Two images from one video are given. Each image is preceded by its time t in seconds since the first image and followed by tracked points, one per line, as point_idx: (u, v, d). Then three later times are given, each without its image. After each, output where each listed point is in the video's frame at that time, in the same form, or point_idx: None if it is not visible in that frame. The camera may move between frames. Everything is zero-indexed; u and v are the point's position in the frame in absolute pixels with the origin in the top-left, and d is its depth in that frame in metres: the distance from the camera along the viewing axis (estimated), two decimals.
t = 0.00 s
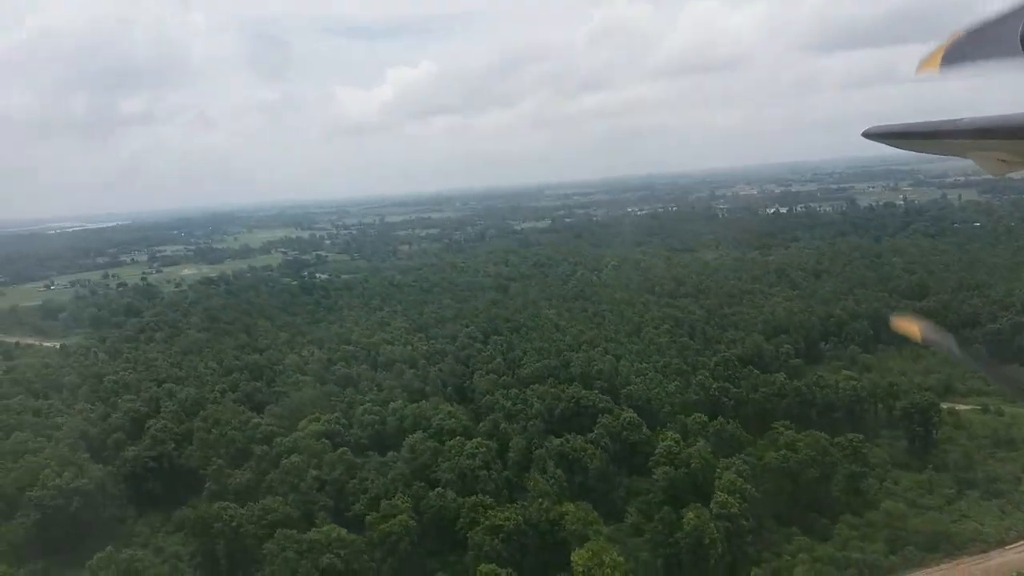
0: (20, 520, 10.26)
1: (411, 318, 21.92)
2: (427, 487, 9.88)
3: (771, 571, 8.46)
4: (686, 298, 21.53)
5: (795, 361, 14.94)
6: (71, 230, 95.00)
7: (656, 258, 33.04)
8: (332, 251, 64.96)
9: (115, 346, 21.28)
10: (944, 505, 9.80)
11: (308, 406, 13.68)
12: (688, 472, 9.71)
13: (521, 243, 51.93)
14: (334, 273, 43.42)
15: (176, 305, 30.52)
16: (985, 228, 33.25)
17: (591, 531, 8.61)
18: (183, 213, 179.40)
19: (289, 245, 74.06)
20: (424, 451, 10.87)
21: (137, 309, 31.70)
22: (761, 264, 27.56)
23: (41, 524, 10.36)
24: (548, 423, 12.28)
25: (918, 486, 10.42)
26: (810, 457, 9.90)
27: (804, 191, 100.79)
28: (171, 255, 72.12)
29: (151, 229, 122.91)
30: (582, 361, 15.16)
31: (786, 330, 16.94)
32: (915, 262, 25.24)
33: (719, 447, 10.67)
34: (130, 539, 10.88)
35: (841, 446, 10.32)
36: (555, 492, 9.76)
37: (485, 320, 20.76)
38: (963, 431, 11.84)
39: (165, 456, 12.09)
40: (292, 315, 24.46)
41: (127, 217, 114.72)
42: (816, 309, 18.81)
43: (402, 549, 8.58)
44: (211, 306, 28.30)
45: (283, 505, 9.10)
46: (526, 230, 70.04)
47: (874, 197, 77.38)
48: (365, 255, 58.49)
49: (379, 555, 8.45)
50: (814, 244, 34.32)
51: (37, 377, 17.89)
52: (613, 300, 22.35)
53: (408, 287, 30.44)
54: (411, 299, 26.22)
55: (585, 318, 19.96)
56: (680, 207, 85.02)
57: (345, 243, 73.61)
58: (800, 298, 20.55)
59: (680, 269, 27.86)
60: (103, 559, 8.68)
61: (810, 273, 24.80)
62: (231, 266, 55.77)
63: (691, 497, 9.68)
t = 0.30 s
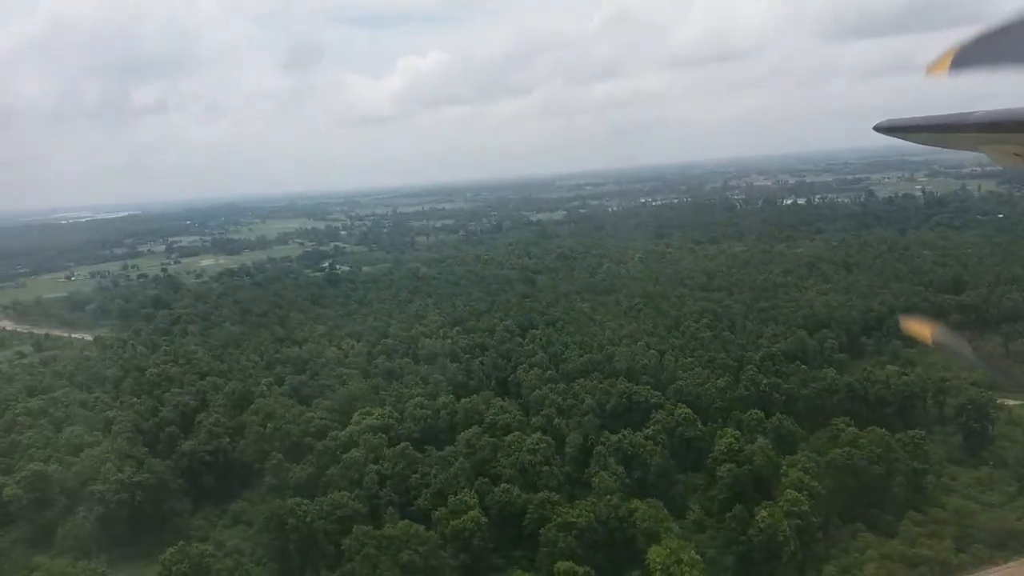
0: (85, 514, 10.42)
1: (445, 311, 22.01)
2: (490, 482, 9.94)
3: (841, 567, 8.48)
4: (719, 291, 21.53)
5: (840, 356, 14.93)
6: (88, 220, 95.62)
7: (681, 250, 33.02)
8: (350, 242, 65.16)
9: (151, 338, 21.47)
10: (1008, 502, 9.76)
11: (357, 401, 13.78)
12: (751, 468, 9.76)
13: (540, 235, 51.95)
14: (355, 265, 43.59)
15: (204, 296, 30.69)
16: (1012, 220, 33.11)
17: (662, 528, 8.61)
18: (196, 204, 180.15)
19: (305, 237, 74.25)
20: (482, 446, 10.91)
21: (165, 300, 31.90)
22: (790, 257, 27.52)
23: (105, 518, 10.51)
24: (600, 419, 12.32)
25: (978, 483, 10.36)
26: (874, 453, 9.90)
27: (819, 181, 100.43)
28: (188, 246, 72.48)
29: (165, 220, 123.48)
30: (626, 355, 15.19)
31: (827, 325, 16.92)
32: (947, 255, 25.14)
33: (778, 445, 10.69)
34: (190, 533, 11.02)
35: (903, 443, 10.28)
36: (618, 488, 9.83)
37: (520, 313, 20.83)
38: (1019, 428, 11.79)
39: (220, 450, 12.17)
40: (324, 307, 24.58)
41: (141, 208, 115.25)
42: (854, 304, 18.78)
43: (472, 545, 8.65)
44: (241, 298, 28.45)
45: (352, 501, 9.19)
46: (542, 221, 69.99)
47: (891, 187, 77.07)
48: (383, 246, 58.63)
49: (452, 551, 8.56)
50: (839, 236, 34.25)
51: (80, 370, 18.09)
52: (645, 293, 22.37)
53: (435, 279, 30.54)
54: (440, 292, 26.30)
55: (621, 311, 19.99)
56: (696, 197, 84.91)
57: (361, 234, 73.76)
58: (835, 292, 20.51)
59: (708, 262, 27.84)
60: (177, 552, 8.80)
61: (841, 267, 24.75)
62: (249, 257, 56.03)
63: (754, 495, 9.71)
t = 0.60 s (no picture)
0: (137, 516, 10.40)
1: (466, 310, 22.01)
2: (543, 483, 9.98)
3: (903, 569, 8.54)
4: (740, 290, 21.62)
5: (872, 356, 15.03)
6: (85, 215, 95.21)
7: (693, 248, 33.08)
8: (352, 239, 65.08)
9: (172, 336, 21.41)
10: None
11: (394, 402, 13.79)
12: (805, 470, 9.84)
13: (545, 231, 51.94)
14: (362, 262, 43.55)
15: (216, 294, 30.59)
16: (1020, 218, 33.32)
17: (725, 530, 8.67)
18: (191, 199, 179.51)
19: (306, 233, 73.98)
20: (531, 446, 10.95)
21: (177, 297, 31.77)
22: (804, 255, 27.62)
23: (156, 520, 10.50)
24: (641, 419, 12.39)
25: None
26: (927, 455, 9.89)
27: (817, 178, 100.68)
28: (189, 242, 72.26)
29: (162, 216, 122.98)
30: (658, 354, 15.24)
31: (854, 325, 17.03)
32: (963, 254, 25.28)
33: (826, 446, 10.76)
34: (236, 534, 11.08)
35: (952, 444, 10.35)
36: (672, 489, 9.88)
37: (542, 311, 20.85)
38: None
39: (264, 451, 12.18)
40: (341, 306, 24.57)
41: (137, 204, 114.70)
42: (878, 304, 18.90)
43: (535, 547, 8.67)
44: (254, 295, 28.38)
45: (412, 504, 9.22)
46: (544, 217, 70.00)
47: (890, 184, 77.44)
48: (386, 243, 58.56)
49: (516, 552, 8.59)
50: (849, 234, 34.40)
51: (105, 368, 18.04)
52: (665, 291, 22.44)
53: (448, 277, 30.53)
54: (457, 290, 26.29)
55: (644, 309, 20.05)
56: (696, 193, 84.99)
57: (362, 230, 73.65)
58: (856, 292, 20.64)
59: (723, 259, 27.90)
60: (239, 554, 8.80)
61: (858, 265, 24.88)
62: (253, 254, 55.89)
63: (809, 496, 9.76)
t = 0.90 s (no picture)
0: (199, 525, 10.46)
1: (496, 315, 22.07)
2: (604, 492, 10.03)
3: None
4: (770, 294, 21.65)
5: (913, 361, 15.04)
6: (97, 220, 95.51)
7: (713, 252, 33.09)
8: (365, 243, 65.21)
9: (203, 342, 21.47)
10: None
11: (440, 409, 13.84)
12: (866, 479, 9.88)
13: (559, 235, 52.00)
14: (380, 267, 43.64)
15: (240, 299, 30.69)
16: None
17: (794, 540, 8.72)
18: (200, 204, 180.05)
19: (318, 237, 74.12)
20: (587, 454, 10.99)
21: (200, 301, 31.86)
22: (828, 259, 27.64)
23: (218, 529, 10.54)
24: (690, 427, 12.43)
25: None
26: (989, 463, 9.85)
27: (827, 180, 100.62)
28: (202, 246, 72.48)
29: (173, 221, 123.36)
30: (699, 360, 15.26)
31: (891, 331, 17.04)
32: (988, 257, 25.29)
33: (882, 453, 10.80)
34: (293, 543, 11.18)
35: (1012, 451, 10.33)
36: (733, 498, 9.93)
37: (573, 316, 20.90)
38: None
39: (317, 459, 12.25)
40: (369, 311, 24.66)
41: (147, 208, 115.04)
42: (911, 309, 18.91)
43: (604, 556, 8.76)
44: (279, 301, 28.49)
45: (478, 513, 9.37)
46: (557, 220, 70.07)
47: (900, 185, 77.38)
48: (400, 247, 58.66)
49: (585, 562, 8.69)
50: (869, 237, 34.40)
51: (142, 375, 18.13)
52: (694, 296, 22.46)
53: (471, 281, 30.60)
54: (481, 296, 26.32)
55: (677, 314, 20.08)
56: (706, 196, 85.00)
57: (373, 234, 73.82)
58: (887, 297, 20.65)
59: (747, 264, 27.91)
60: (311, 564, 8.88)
61: (884, 270, 24.89)
62: (268, 258, 56.05)
63: (871, 505, 9.79)
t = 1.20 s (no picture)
0: (252, 538, 10.47)
1: (522, 323, 22.04)
2: (660, 504, 10.02)
3: None
4: (797, 303, 21.63)
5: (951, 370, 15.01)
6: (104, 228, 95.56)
7: (731, 258, 33.04)
8: (374, 250, 65.22)
9: (230, 350, 21.47)
10: None
11: (481, 419, 13.80)
12: (924, 491, 9.86)
13: (570, 242, 51.94)
14: (393, 274, 43.65)
15: (259, 307, 30.63)
16: None
17: (860, 552, 8.71)
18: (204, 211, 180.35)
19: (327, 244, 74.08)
20: (637, 464, 10.97)
21: (218, 309, 31.83)
22: (849, 266, 27.63)
23: (270, 542, 10.56)
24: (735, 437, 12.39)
25: None
26: None
27: (832, 185, 100.64)
28: (211, 253, 72.56)
29: (179, 228, 123.59)
30: (737, 369, 15.22)
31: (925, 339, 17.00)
32: (1011, 264, 25.24)
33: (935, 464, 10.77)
34: (343, 555, 11.16)
35: None
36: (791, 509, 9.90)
37: (600, 324, 20.88)
38: None
39: (361, 470, 12.23)
40: (393, 320, 24.63)
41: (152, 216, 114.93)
42: (942, 316, 18.90)
43: (669, 570, 8.74)
44: (300, 309, 28.45)
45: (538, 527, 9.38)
46: (566, 227, 70.08)
47: (908, 191, 77.34)
48: (411, 254, 58.66)
49: None
50: (886, 244, 34.38)
51: (173, 385, 18.12)
52: (720, 304, 22.43)
53: (490, 289, 30.58)
54: (504, 304, 26.29)
55: (705, 321, 20.04)
56: (714, 202, 84.99)
57: (382, 241, 73.85)
58: (915, 304, 20.62)
59: (768, 271, 27.87)
60: None
61: (907, 277, 24.86)
62: (279, 266, 56.09)
63: (928, 516, 9.76)
